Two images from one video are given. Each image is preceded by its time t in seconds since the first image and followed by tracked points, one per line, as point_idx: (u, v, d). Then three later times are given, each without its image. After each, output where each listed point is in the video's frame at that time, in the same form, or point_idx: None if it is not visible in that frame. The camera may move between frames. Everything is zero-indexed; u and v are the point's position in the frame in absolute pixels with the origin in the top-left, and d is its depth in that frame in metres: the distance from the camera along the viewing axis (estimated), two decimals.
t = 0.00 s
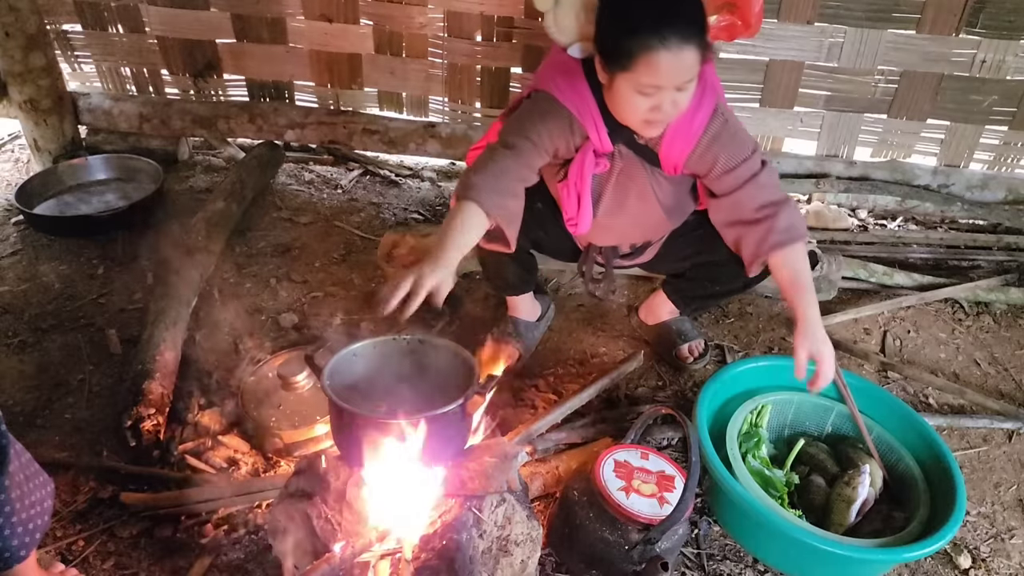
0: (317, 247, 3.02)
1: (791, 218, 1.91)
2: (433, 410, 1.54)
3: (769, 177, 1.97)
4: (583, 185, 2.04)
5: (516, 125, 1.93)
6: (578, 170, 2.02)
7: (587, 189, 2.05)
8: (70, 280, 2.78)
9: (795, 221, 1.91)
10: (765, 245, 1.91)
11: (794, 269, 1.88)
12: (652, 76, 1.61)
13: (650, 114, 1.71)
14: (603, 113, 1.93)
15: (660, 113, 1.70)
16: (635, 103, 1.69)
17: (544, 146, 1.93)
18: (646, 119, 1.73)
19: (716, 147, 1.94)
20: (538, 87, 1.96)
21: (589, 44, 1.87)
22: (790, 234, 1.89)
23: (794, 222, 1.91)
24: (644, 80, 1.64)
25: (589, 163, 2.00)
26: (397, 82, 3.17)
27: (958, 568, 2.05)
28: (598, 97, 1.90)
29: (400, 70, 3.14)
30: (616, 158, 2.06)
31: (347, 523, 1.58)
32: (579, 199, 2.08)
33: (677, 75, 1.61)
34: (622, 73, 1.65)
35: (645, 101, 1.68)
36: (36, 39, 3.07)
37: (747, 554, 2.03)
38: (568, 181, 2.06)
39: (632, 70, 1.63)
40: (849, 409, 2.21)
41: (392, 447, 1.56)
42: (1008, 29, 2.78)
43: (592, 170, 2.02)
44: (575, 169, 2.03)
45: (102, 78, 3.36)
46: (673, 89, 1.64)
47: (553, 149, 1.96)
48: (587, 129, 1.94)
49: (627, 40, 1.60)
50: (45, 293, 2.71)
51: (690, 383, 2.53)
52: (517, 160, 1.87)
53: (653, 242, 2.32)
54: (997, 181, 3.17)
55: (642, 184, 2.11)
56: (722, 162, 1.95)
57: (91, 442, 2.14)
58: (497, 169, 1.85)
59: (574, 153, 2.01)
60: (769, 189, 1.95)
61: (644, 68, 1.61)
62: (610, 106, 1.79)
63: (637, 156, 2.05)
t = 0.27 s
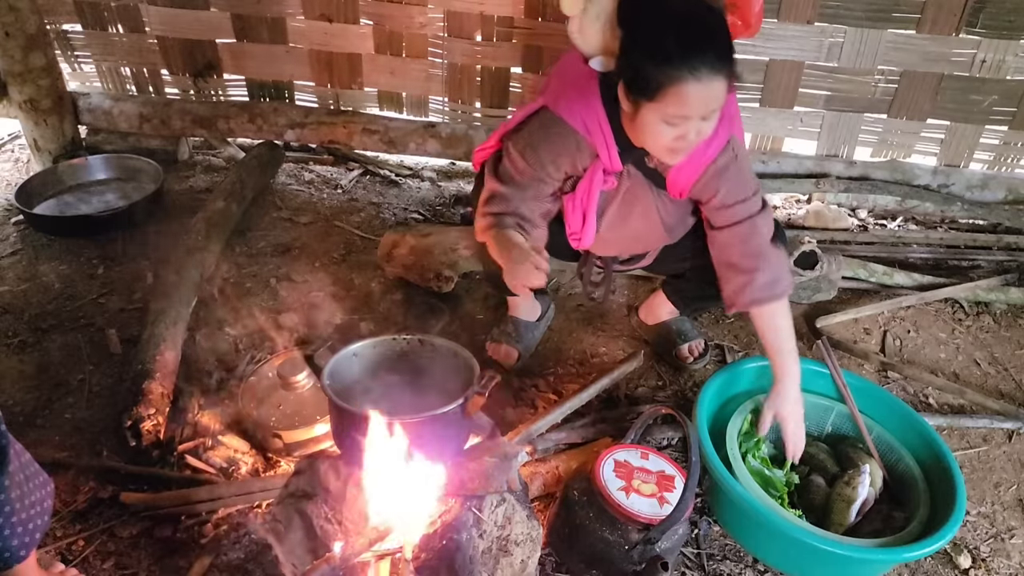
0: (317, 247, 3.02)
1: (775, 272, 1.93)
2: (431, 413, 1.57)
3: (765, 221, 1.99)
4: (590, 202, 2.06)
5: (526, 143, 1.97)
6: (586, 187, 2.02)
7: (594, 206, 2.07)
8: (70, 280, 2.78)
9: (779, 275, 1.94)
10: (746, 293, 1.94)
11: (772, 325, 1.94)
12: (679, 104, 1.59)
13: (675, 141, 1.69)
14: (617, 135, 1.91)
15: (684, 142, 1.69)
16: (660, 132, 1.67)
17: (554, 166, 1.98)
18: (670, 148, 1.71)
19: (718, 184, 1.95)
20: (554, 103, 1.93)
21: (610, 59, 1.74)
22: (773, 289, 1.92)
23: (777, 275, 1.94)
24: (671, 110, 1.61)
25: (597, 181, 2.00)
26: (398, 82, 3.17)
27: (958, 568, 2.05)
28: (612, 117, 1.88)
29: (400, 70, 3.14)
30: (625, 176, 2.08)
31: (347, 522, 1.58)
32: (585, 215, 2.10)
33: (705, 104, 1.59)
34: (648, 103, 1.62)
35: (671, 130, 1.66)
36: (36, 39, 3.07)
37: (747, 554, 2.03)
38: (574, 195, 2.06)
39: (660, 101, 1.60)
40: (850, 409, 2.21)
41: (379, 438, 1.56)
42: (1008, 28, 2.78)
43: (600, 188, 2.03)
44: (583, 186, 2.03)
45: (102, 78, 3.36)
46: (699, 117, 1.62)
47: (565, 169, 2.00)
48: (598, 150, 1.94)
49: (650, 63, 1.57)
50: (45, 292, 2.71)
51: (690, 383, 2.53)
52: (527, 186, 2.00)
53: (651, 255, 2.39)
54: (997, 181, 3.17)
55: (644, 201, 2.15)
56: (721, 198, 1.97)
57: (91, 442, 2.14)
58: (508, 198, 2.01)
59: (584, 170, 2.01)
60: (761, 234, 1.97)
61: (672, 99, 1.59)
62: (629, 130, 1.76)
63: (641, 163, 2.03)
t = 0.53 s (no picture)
0: (317, 247, 3.02)
1: (769, 292, 1.96)
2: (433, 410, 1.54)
3: (764, 241, 1.99)
4: (591, 212, 2.06)
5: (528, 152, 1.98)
6: (588, 198, 2.03)
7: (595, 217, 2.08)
8: (70, 280, 2.78)
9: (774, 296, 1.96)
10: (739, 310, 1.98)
11: (770, 344, 1.97)
12: (689, 125, 1.60)
13: (684, 161, 1.70)
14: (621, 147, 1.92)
15: (694, 162, 1.70)
16: (669, 153, 1.69)
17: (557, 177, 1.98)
18: (679, 169, 1.73)
19: (716, 202, 1.97)
20: (562, 111, 1.94)
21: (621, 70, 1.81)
22: (766, 309, 1.95)
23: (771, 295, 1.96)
24: (681, 132, 1.63)
25: (599, 191, 2.01)
26: (397, 82, 3.17)
27: (958, 568, 2.05)
28: (618, 129, 1.89)
29: (400, 70, 3.14)
30: (626, 188, 2.11)
31: (347, 522, 1.58)
32: (585, 223, 2.09)
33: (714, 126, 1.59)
34: (658, 124, 1.64)
35: (680, 152, 1.67)
36: (36, 39, 3.07)
37: (747, 554, 2.03)
38: (576, 205, 2.06)
39: (670, 123, 1.61)
40: (849, 409, 2.20)
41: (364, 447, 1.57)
42: (1008, 28, 2.78)
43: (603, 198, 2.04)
44: (585, 196, 2.03)
45: (102, 78, 3.36)
46: (709, 139, 1.63)
47: (568, 178, 2.00)
48: (602, 162, 1.95)
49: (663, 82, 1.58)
50: (45, 292, 2.71)
51: (689, 383, 2.53)
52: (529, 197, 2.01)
53: (648, 261, 2.43)
54: (997, 181, 3.17)
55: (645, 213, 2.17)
56: (718, 216, 1.99)
57: (91, 442, 2.14)
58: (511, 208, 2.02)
59: (586, 181, 2.02)
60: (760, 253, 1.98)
61: (683, 122, 1.60)
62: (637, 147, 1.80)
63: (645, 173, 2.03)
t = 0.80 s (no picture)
0: (317, 247, 3.02)
1: (765, 294, 1.96)
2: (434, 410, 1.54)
3: (763, 240, 1.99)
4: (593, 209, 2.06)
5: (530, 151, 1.98)
6: (590, 195, 2.03)
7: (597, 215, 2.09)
8: (70, 280, 2.78)
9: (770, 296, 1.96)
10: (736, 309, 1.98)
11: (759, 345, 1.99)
12: (691, 121, 1.60)
13: (687, 157, 1.69)
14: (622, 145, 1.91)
15: (695, 158, 1.70)
16: (671, 149, 1.69)
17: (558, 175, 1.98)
18: (680, 165, 1.72)
19: (716, 201, 1.97)
20: (561, 111, 1.93)
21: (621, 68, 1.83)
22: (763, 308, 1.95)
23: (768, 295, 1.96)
24: (683, 127, 1.63)
25: (600, 190, 2.01)
26: (397, 82, 3.17)
27: (957, 568, 2.05)
28: (619, 127, 1.88)
29: (400, 70, 3.14)
30: (627, 186, 2.10)
31: (348, 522, 1.58)
32: (587, 223, 2.10)
33: (716, 120, 1.60)
34: (659, 120, 1.64)
35: (682, 147, 1.67)
36: (36, 38, 3.07)
37: (746, 554, 2.03)
38: (578, 203, 2.06)
39: (672, 119, 1.61)
40: (849, 409, 2.21)
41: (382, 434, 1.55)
42: (1008, 28, 2.78)
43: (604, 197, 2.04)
44: (587, 195, 2.04)
45: (102, 78, 3.36)
46: (710, 134, 1.63)
47: (570, 178, 2.00)
48: (602, 161, 1.95)
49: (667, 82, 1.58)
50: (45, 292, 2.71)
51: (689, 383, 2.53)
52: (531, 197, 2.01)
53: (648, 259, 2.43)
54: (997, 181, 3.17)
55: (645, 210, 2.17)
56: (718, 214, 1.99)
57: (91, 442, 2.14)
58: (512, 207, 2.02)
59: (588, 179, 2.02)
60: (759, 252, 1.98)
61: (685, 117, 1.60)
62: (637, 144, 1.81)
63: (646, 171, 2.03)
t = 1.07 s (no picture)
0: (317, 247, 3.02)
1: (807, 242, 1.96)
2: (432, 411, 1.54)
3: (784, 199, 2.03)
4: (595, 198, 2.07)
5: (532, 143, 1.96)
6: (592, 184, 2.04)
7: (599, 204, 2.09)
8: (70, 280, 2.78)
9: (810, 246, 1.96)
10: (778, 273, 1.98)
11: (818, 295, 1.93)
12: (691, 105, 1.60)
13: (687, 143, 1.70)
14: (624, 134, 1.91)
15: (695, 144, 1.71)
16: (671, 135, 1.69)
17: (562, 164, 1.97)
18: (680, 150, 1.73)
19: (728, 176, 2.00)
20: (563, 102, 1.92)
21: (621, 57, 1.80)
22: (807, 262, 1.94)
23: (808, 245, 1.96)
24: (684, 112, 1.63)
25: (603, 181, 2.02)
26: (397, 82, 3.17)
27: (958, 568, 2.05)
28: (620, 117, 1.88)
29: (400, 70, 3.14)
30: (630, 176, 2.10)
31: (348, 523, 1.56)
32: (590, 214, 2.12)
33: (716, 104, 1.60)
34: (661, 105, 1.64)
35: (682, 133, 1.67)
36: (36, 38, 3.07)
37: (746, 554, 2.03)
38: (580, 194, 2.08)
39: (673, 104, 1.62)
40: (850, 409, 2.15)
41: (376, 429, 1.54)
42: (1008, 28, 2.78)
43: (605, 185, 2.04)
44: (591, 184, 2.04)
45: (102, 78, 3.36)
46: (710, 118, 1.64)
47: (571, 169, 2.00)
48: (605, 150, 1.94)
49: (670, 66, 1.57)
50: (45, 292, 2.71)
51: (689, 383, 2.53)
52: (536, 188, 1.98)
53: (650, 255, 2.41)
54: (997, 181, 3.17)
55: (650, 199, 2.17)
56: (734, 189, 2.02)
57: (91, 442, 2.13)
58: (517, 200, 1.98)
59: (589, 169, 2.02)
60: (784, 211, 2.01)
61: (686, 102, 1.60)
62: (640, 132, 1.82)
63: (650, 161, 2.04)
